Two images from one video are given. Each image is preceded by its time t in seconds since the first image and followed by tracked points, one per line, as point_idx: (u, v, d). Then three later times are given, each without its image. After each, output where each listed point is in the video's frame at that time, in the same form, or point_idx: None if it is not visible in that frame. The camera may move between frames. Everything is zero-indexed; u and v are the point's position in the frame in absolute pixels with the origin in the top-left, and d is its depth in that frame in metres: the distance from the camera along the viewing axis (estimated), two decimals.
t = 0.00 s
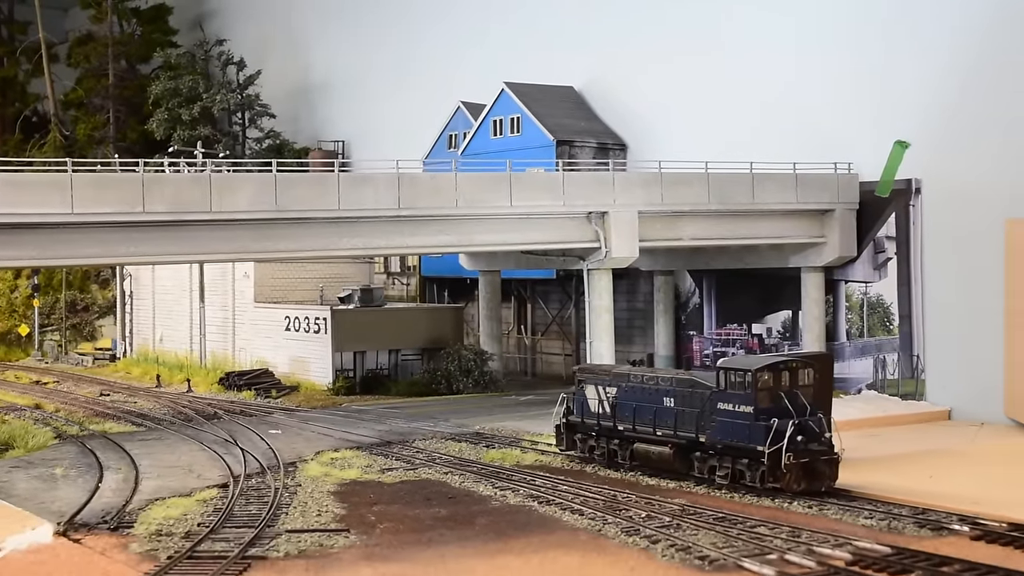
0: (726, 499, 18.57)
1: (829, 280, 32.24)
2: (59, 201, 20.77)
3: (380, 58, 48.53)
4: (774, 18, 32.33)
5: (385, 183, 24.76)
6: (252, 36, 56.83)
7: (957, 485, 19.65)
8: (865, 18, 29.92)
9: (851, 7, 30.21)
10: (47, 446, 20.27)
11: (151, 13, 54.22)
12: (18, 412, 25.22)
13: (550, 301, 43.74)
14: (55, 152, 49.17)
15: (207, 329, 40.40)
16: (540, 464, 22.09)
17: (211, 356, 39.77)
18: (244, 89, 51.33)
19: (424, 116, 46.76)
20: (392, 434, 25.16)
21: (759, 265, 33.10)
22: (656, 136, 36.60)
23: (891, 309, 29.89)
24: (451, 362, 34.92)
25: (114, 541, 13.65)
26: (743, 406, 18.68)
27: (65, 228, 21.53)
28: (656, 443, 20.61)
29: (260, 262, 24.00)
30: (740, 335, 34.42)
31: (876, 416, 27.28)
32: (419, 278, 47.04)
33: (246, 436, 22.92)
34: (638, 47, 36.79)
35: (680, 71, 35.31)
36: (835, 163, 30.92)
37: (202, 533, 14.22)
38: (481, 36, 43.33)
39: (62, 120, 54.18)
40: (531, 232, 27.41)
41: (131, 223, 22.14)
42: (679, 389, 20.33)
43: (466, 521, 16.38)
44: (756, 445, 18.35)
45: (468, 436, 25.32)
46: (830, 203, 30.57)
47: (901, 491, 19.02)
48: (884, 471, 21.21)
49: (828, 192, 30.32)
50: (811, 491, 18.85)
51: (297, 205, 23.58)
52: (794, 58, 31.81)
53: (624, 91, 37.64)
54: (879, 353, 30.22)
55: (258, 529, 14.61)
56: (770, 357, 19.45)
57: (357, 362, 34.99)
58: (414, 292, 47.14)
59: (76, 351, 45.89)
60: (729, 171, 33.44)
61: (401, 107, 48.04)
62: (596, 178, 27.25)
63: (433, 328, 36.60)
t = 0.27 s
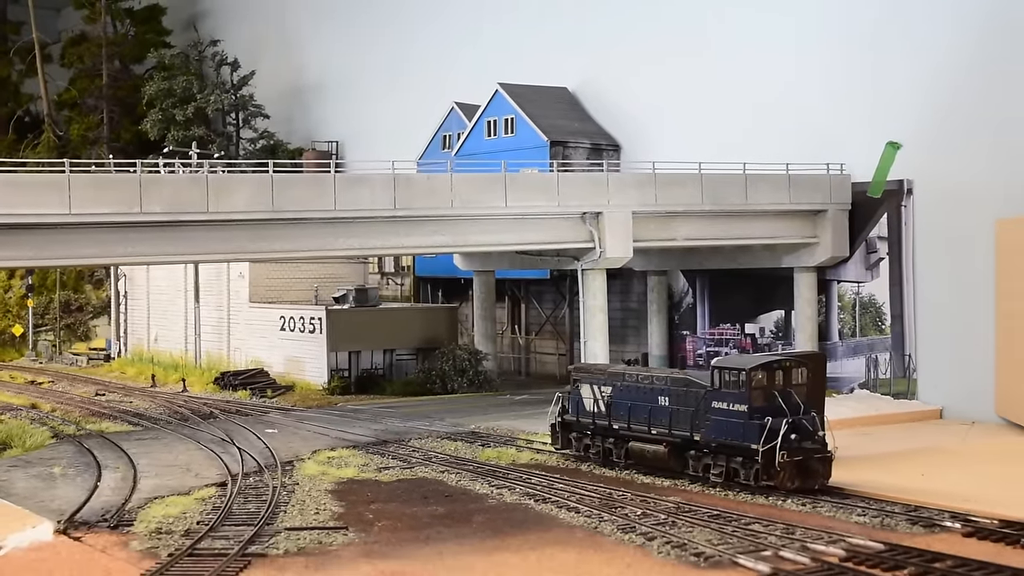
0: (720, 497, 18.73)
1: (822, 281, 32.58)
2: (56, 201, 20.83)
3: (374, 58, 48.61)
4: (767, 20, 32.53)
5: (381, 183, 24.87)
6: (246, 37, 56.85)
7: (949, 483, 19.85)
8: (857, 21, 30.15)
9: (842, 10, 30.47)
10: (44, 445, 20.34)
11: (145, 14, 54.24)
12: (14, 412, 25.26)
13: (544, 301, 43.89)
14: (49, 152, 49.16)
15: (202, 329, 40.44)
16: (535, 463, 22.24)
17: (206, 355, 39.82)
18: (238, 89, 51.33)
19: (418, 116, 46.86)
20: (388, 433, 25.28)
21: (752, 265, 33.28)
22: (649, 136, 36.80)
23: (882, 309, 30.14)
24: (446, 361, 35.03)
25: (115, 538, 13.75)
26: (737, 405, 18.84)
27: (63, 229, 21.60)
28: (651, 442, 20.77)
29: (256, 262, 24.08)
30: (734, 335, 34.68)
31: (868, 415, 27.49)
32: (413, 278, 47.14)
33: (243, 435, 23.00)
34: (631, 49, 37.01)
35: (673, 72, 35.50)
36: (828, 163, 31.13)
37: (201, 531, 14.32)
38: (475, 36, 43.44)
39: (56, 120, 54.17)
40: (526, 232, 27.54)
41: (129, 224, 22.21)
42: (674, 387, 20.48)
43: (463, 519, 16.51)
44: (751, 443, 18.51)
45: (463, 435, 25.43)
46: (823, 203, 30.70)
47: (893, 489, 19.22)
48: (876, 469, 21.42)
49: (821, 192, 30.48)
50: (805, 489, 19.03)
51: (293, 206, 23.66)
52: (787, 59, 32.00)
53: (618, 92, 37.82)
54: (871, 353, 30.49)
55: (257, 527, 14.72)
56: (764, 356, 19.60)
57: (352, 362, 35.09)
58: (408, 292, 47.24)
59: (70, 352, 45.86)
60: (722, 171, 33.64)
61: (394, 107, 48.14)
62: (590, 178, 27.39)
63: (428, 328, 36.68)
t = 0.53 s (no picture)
0: (715, 495, 18.89)
1: (814, 281, 32.62)
2: (54, 202, 20.89)
3: (368, 58, 48.70)
4: (761, 22, 32.72)
5: (377, 184, 24.98)
6: (240, 37, 56.89)
7: (941, 481, 20.04)
8: (850, 22, 30.36)
9: (834, 13, 30.72)
10: (42, 444, 20.40)
11: (139, 14, 54.24)
12: (10, 412, 25.30)
13: (538, 301, 44.02)
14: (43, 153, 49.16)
15: (197, 329, 40.49)
16: (531, 462, 22.37)
17: (202, 356, 39.87)
18: (232, 90, 51.36)
19: (412, 117, 46.96)
20: (384, 432, 25.38)
21: (745, 265, 33.45)
22: (643, 137, 36.96)
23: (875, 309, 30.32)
24: (441, 361, 35.12)
25: (115, 537, 13.85)
26: (732, 404, 19.00)
27: (61, 229, 21.67)
28: (646, 440, 20.92)
29: (253, 263, 24.17)
30: (727, 335, 34.93)
31: (861, 414, 27.70)
32: (407, 279, 47.24)
33: (240, 435, 23.08)
34: (624, 52, 37.21)
35: (667, 73, 35.67)
36: (821, 164, 31.33)
37: (201, 529, 14.43)
38: (469, 37, 43.57)
39: (50, 120, 54.17)
40: (521, 232, 27.66)
41: (126, 224, 22.28)
42: (669, 387, 20.64)
43: (460, 517, 16.63)
44: (745, 442, 18.68)
45: (459, 435, 25.55)
46: (816, 204, 30.90)
47: (886, 487, 19.41)
48: (869, 468, 21.61)
49: (814, 193, 30.67)
50: (799, 487, 19.21)
51: (289, 206, 23.76)
52: (780, 61, 32.21)
53: (612, 93, 37.98)
54: (864, 352, 30.70)
55: (256, 525, 14.82)
56: (758, 355, 19.76)
57: (348, 362, 35.17)
58: (403, 292, 47.34)
59: (65, 352, 45.84)
60: (715, 172, 33.84)
61: (389, 108, 48.23)
62: (585, 179, 27.54)
63: (423, 328, 36.72)
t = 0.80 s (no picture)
0: (709, 492, 19.06)
1: (807, 281, 32.97)
2: (52, 203, 20.95)
3: (362, 58, 48.76)
4: (755, 24, 32.84)
5: (373, 185, 25.08)
6: (233, 38, 56.89)
7: (933, 479, 20.24)
8: (841, 24, 30.57)
9: (826, 16, 30.94)
10: (39, 444, 20.47)
11: (132, 14, 54.21)
12: (6, 412, 25.33)
13: (532, 301, 44.16)
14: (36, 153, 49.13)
15: (192, 329, 40.53)
16: (527, 461, 22.51)
17: (196, 355, 39.91)
18: (226, 90, 51.35)
19: (406, 117, 47.04)
20: (381, 431, 25.48)
21: (738, 265, 33.62)
22: (638, 136, 37.10)
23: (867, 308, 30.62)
24: (435, 361, 35.21)
25: (115, 535, 13.94)
26: (726, 402, 19.16)
27: (58, 229, 21.73)
28: (641, 439, 21.08)
29: (249, 263, 24.25)
30: (720, 334, 35.01)
31: (854, 413, 27.91)
32: (401, 279, 47.33)
33: (237, 434, 23.16)
34: (618, 54, 37.39)
35: (661, 74, 35.84)
36: (813, 165, 31.53)
37: (201, 527, 14.53)
38: (463, 38, 43.68)
39: (43, 120, 54.14)
40: (516, 233, 27.79)
41: (124, 224, 22.35)
42: (663, 386, 20.79)
43: (458, 515, 16.76)
44: (739, 440, 18.85)
45: (455, 434, 25.66)
46: (808, 204, 31.08)
47: (879, 485, 19.59)
48: (862, 466, 21.80)
49: (807, 193, 30.85)
50: (793, 485, 19.38)
51: (285, 207, 23.84)
52: (773, 63, 32.40)
53: (606, 94, 38.14)
54: (856, 352, 30.91)
55: (256, 523, 14.92)
56: (752, 354, 19.92)
57: (343, 361, 35.24)
58: (397, 292, 47.44)
59: (59, 352, 45.79)
60: (708, 173, 34.03)
61: (383, 108, 48.32)
62: (579, 180, 27.69)
63: (417, 327, 36.82)
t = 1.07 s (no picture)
0: (702, 490, 19.22)
1: (799, 280, 33.19)
2: (48, 202, 20.98)
3: (354, 58, 48.81)
4: (746, 25, 33.06)
5: (367, 185, 25.16)
6: (226, 38, 56.88)
7: (924, 476, 20.43)
8: (833, 26, 30.78)
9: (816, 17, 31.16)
10: (35, 443, 20.52)
11: (124, 14, 54.16)
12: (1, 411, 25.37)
13: (524, 300, 44.30)
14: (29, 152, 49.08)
15: (185, 329, 40.57)
16: (521, 459, 22.65)
17: (190, 355, 39.94)
18: (219, 90, 51.32)
19: (399, 117, 47.12)
20: (375, 430, 25.58)
21: (730, 265, 33.81)
22: (630, 136, 37.29)
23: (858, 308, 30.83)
24: (429, 360, 35.30)
25: (114, 532, 14.03)
26: (719, 400, 19.33)
27: (54, 229, 21.78)
28: (634, 437, 21.24)
29: (244, 262, 24.33)
30: (711, 333, 35.29)
31: (845, 411, 28.13)
32: (394, 278, 47.42)
33: (232, 433, 23.24)
34: (610, 55, 37.58)
35: (654, 75, 36.05)
36: (805, 165, 31.74)
37: (199, 524, 14.62)
38: (456, 38, 43.80)
39: (35, 120, 54.08)
40: (509, 232, 27.91)
41: (119, 224, 22.40)
42: (657, 384, 20.95)
43: (453, 512, 16.88)
44: (732, 438, 19.01)
45: (449, 432, 25.78)
46: (800, 204, 31.27)
47: (870, 483, 19.79)
48: (853, 464, 22.00)
49: (798, 193, 31.02)
50: (785, 482, 19.54)
51: (280, 207, 23.92)
52: (764, 64, 32.62)
53: (599, 95, 38.32)
54: (847, 351, 31.20)
55: (253, 520, 15.02)
56: (745, 352, 20.09)
57: (336, 360, 35.30)
58: (389, 291, 47.54)
59: (52, 351, 45.76)
60: (700, 173, 34.23)
61: (375, 107, 48.39)
62: (573, 180, 27.84)
63: (411, 327, 36.88)
